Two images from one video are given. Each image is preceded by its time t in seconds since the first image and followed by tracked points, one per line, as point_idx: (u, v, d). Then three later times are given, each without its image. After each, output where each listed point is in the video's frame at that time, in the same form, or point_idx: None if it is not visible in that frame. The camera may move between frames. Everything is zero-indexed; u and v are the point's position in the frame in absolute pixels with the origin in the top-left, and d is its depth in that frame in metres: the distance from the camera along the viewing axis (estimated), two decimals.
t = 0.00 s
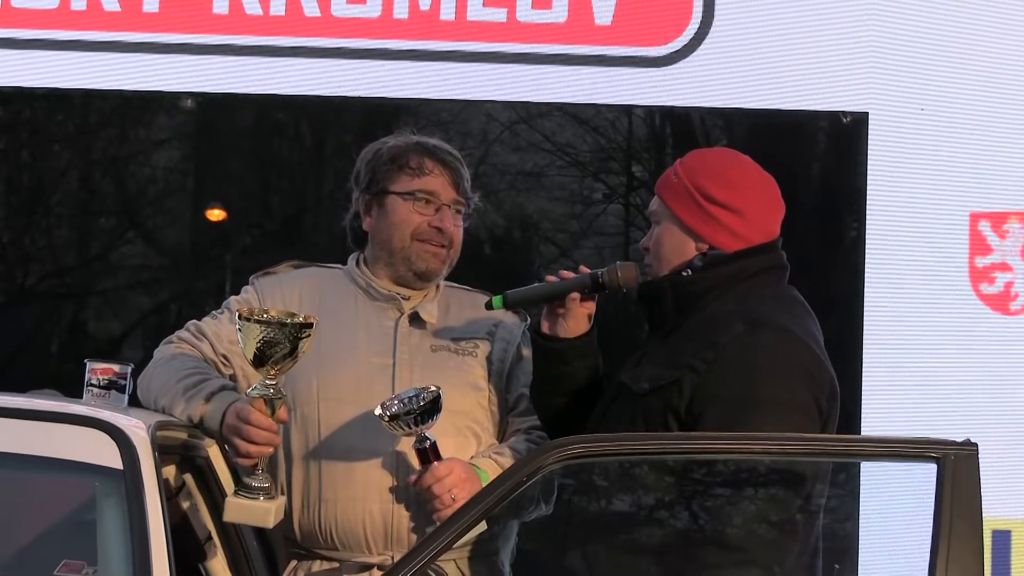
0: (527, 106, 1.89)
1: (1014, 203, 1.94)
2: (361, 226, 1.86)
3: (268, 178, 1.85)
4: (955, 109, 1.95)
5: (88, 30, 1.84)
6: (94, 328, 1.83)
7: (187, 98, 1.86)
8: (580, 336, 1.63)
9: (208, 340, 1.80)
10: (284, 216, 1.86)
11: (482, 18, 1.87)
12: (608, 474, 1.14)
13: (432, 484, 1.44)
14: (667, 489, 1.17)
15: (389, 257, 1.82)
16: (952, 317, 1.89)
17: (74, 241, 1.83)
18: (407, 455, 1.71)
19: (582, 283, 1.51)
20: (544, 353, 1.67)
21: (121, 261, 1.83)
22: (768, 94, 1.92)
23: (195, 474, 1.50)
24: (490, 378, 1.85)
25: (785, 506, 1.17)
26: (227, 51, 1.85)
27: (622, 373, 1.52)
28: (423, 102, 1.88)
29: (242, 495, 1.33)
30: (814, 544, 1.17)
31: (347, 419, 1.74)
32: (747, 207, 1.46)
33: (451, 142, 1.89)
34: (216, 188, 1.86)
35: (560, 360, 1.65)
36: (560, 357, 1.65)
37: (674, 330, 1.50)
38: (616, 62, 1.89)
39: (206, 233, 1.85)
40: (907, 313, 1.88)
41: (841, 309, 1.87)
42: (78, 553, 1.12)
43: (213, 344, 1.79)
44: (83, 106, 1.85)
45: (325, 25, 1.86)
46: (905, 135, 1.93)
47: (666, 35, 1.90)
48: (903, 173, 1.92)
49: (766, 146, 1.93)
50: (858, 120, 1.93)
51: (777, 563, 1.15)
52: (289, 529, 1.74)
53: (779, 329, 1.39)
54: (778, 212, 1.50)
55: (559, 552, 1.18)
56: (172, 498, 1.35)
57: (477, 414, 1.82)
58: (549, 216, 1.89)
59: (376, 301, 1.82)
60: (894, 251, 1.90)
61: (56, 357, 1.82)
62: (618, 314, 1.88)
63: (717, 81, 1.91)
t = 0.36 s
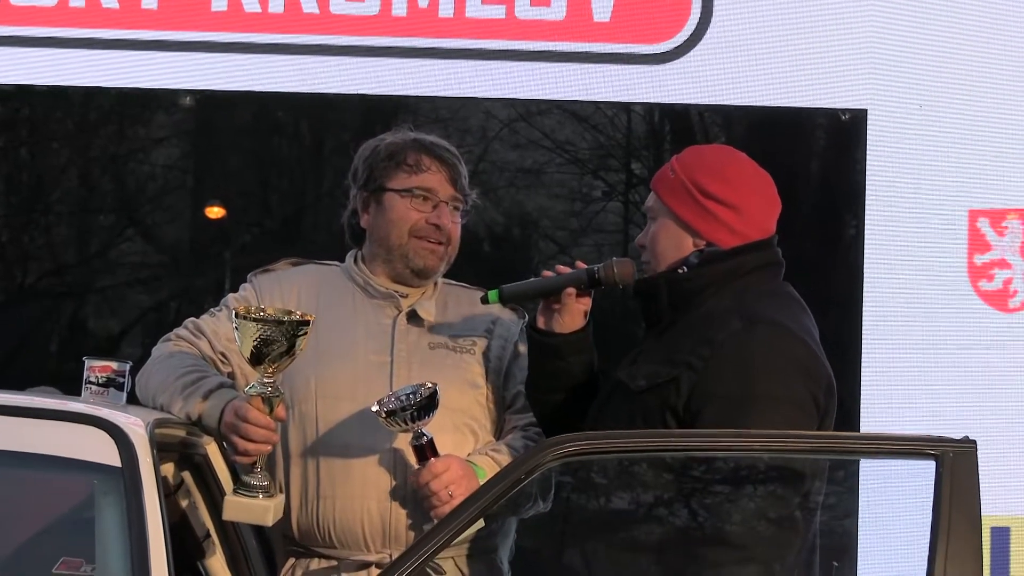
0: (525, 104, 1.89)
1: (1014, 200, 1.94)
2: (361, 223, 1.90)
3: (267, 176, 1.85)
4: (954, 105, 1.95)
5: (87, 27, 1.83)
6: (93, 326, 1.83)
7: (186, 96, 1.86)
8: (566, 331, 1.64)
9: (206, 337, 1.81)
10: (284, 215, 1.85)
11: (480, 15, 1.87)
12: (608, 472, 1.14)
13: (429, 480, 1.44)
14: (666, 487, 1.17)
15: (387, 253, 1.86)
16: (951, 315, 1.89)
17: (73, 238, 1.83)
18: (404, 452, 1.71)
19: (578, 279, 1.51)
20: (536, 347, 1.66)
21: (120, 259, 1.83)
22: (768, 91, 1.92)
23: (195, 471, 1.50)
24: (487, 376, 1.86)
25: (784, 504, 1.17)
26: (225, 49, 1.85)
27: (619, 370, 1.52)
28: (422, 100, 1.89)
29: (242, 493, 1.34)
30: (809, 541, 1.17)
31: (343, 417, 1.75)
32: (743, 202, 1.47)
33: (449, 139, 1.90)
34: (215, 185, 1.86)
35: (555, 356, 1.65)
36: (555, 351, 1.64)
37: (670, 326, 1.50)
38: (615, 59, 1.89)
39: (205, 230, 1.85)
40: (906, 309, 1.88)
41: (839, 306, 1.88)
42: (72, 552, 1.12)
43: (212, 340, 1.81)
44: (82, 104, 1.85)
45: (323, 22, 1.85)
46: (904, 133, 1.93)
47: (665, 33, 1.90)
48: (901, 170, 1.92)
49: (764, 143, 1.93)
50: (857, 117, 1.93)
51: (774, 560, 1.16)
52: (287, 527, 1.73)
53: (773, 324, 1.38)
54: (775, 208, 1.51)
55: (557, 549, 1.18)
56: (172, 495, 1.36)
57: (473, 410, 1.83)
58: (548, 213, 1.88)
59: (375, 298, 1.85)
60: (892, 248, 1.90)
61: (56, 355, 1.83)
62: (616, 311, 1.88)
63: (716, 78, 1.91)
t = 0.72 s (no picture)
0: (525, 101, 1.89)
1: (1013, 197, 1.94)
2: (359, 220, 1.88)
3: (266, 173, 1.86)
4: (954, 103, 1.95)
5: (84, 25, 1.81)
6: (93, 323, 1.83)
7: (185, 92, 1.86)
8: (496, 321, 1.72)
9: (205, 335, 1.78)
10: (284, 212, 1.86)
11: (478, 11, 1.85)
12: (607, 469, 1.14)
13: (430, 478, 1.45)
14: (666, 485, 1.16)
15: (386, 250, 1.84)
16: (951, 312, 1.89)
17: (73, 235, 1.83)
18: (404, 450, 1.70)
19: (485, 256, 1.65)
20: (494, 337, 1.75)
21: (119, 256, 1.84)
22: (770, 89, 1.92)
23: (193, 468, 1.50)
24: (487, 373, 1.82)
25: (783, 502, 1.17)
26: (224, 46, 1.84)
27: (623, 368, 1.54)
28: (421, 97, 1.88)
29: (240, 490, 1.34)
30: (805, 537, 1.18)
31: (343, 415, 1.73)
32: (747, 199, 1.47)
33: (449, 137, 1.90)
34: (215, 183, 1.86)
35: (519, 336, 1.74)
36: (505, 338, 1.74)
37: (673, 323, 1.51)
38: (615, 56, 1.89)
39: (204, 227, 1.85)
40: (907, 306, 1.88)
41: (839, 303, 1.88)
42: (72, 548, 1.12)
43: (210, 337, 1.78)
44: (82, 100, 1.85)
45: (324, 18, 1.83)
46: (903, 130, 1.93)
47: (663, 30, 1.89)
48: (902, 168, 1.92)
49: (762, 140, 1.93)
50: (856, 114, 1.93)
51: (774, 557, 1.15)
52: (286, 524, 1.71)
53: (777, 323, 1.38)
54: (780, 209, 1.50)
55: (554, 547, 1.17)
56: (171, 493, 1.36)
57: (474, 408, 1.79)
58: (548, 210, 1.90)
59: (374, 295, 1.83)
60: (891, 246, 1.90)
61: (54, 352, 1.82)
62: (617, 307, 1.89)
63: (716, 75, 1.91)
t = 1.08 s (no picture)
0: (525, 101, 1.89)
1: (1012, 197, 1.94)
2: (359, 220, 1.82)
3: (266, 172, 1.86)
4: (954, 102, 1.95)
5: (83, 23, 1.80)
6: (92, 322, 1.83)
7: (185, 91, 1.86)
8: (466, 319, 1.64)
9: (207, 334, 1.75)
10: (283, 211, 1.87)
11: (480, 11, 1.85)
12: (607, 467, 1.14)
13: (430, 479, 1.44)
14: (668, 484, 1.16)
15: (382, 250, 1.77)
16: (951, 313, 1.89)
17: (73, 233, 1.83)
18: (405, 450, 1.66)
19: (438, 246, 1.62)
20: (471, 333, 1.66)
21: (118, 254, 1.83)
22: (770, 88, 1.92)
23: (191, 467, 1.52)
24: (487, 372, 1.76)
25: (785, 500, 1.17)
26: (225, 45, 1.84)
27: (629, 366, 1.53)
28: (422, 96, 1.88)
29: (240, 491, 1.33)
30: (815, 538, 1.16)
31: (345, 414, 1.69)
32: (760, 199, 1.45)
33: (450, 135, 1.89)
34: (215, 181, 1.86)
35: (498, 327, 1.65)
36: (484, 334, 1.65)
37: (680, 322, 1.50)
38: (615, 56, 1.89)
39: (204, 225, 1.85)
40: (906, 306, 1.88)
41: (840, 302, 1.87)
42: (73, 548, 1.11)
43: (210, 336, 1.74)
44: (82, 98, 1.85)
45: (324, 18, 1.84)
46: (904, 130, 1.93)
47: (663, 30, 1.90)
48: (901, 167, 1.92)
49: (764, 140, 1.93)
50: (858, 114, 1.93)
51: (777, 556, 1.15)
52: (288, 522, 1.68)
53: (785, 323, 1.36)
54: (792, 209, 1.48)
55: (559, 548, 1.16)
56: (172, 492, 1.37)
57: (475, 406, 1.74)
58: (547, 209, 1.89)
59: (376, 295, 1.77)
60: (891, 246, 1.90)
61: (54, 351, 1.82)
62: (617, 307, 1.89)
63: (715, 74, 1.91)
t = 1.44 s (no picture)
0: (527, 100, 1.89)
1: (1013, 197, 1.94)
2: (356, 220, 1.91)
3: (267, 172, 1.85)
4: (955, 102, 1.95)
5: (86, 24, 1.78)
6: (94, 321, 1.83)
7: (186, 91, 1.86)
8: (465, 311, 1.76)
9: (208, 334, 1.85)
10: (284, 211, 1.85)
11: (481, 11, 1.84)
12: (609, 468, 1.13)
13: (424, 481, 1.44)
14: (670, 484, 1.16)
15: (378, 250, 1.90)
16: (952, 312, 1.89)
17: (75, 233, 1.83)
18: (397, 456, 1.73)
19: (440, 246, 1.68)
20: (474, 327, 1.78)
21: (120, 254, 1.83)
22: (771, 89, 1.91)
23: (195, 466, 1.52)
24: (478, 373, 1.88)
25: (787, 499, 1.16)
26: (223, 45, 1.82)
27: (634, 364, 1.51)
28: (423, 96, 1.88)
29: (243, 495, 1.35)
30: (819, 539, 1.17)
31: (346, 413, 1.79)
32: (766, 200, 1.44)
33: (450, 136, 1.91)
34: (217, 181, 1.85)
35: (499, 322, 1.77)
36: (485, 327, 1.77)
37: (687, 322, 1.47)
38: (617, 54, 1.88)
39: (205, 225, 1.84)
40: (909, 307, 1.88)
41: (842, 302, 1.87)
42: (76, 548, 1.12)
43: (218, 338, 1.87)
44: (83, 98, 1.84)
45: (325, 18, 1.80)
46: (904, 130, 1.93)
47: (665, 29, 1.89)
48: (902, 167, 1.92)
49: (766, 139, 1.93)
50: (858, 114, 1.94)
51: (778, 556, 1.17)
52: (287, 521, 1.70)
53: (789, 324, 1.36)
54: (798, 208, 1.48)
55: (564, 547, 1.18)
56: (172, 491, 1.36)
57: (467, 404, 1.87)
58: (549, 209, 1.89)
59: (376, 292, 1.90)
60: (893, 246, 1.90)
61: (56, 351, 1.82)
62: (618, 307, 1.88)
63: (716, 73, 1.91)
